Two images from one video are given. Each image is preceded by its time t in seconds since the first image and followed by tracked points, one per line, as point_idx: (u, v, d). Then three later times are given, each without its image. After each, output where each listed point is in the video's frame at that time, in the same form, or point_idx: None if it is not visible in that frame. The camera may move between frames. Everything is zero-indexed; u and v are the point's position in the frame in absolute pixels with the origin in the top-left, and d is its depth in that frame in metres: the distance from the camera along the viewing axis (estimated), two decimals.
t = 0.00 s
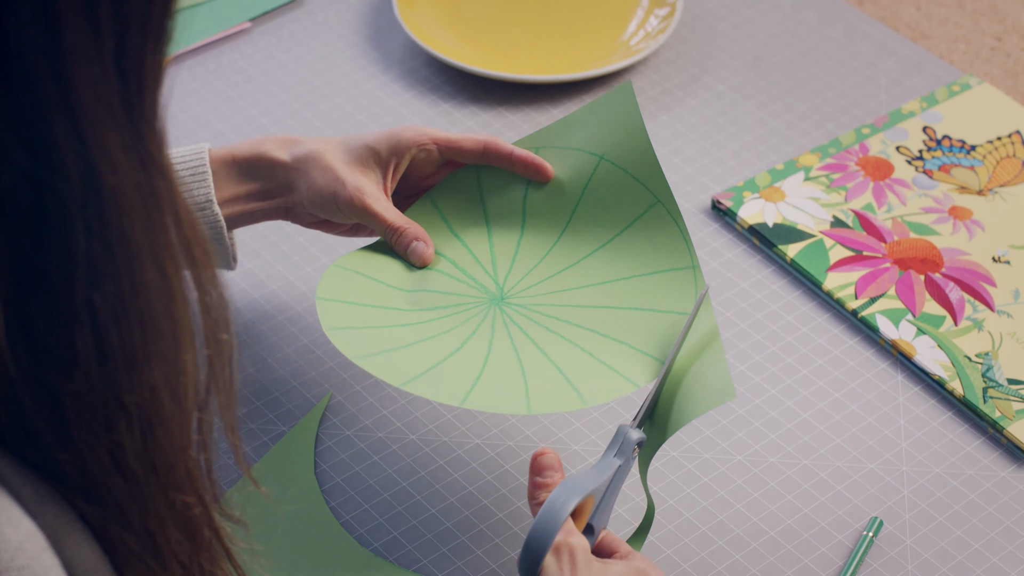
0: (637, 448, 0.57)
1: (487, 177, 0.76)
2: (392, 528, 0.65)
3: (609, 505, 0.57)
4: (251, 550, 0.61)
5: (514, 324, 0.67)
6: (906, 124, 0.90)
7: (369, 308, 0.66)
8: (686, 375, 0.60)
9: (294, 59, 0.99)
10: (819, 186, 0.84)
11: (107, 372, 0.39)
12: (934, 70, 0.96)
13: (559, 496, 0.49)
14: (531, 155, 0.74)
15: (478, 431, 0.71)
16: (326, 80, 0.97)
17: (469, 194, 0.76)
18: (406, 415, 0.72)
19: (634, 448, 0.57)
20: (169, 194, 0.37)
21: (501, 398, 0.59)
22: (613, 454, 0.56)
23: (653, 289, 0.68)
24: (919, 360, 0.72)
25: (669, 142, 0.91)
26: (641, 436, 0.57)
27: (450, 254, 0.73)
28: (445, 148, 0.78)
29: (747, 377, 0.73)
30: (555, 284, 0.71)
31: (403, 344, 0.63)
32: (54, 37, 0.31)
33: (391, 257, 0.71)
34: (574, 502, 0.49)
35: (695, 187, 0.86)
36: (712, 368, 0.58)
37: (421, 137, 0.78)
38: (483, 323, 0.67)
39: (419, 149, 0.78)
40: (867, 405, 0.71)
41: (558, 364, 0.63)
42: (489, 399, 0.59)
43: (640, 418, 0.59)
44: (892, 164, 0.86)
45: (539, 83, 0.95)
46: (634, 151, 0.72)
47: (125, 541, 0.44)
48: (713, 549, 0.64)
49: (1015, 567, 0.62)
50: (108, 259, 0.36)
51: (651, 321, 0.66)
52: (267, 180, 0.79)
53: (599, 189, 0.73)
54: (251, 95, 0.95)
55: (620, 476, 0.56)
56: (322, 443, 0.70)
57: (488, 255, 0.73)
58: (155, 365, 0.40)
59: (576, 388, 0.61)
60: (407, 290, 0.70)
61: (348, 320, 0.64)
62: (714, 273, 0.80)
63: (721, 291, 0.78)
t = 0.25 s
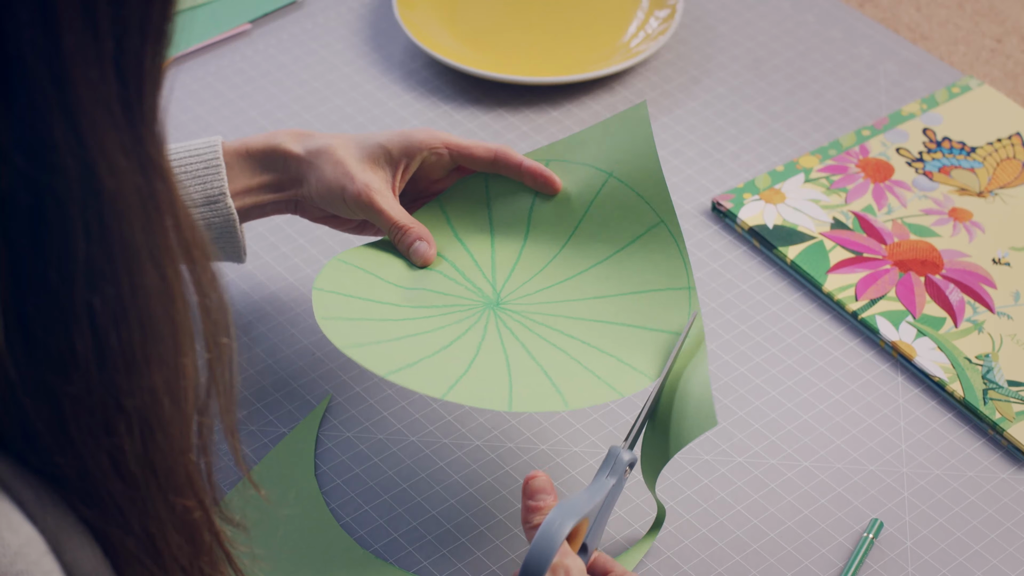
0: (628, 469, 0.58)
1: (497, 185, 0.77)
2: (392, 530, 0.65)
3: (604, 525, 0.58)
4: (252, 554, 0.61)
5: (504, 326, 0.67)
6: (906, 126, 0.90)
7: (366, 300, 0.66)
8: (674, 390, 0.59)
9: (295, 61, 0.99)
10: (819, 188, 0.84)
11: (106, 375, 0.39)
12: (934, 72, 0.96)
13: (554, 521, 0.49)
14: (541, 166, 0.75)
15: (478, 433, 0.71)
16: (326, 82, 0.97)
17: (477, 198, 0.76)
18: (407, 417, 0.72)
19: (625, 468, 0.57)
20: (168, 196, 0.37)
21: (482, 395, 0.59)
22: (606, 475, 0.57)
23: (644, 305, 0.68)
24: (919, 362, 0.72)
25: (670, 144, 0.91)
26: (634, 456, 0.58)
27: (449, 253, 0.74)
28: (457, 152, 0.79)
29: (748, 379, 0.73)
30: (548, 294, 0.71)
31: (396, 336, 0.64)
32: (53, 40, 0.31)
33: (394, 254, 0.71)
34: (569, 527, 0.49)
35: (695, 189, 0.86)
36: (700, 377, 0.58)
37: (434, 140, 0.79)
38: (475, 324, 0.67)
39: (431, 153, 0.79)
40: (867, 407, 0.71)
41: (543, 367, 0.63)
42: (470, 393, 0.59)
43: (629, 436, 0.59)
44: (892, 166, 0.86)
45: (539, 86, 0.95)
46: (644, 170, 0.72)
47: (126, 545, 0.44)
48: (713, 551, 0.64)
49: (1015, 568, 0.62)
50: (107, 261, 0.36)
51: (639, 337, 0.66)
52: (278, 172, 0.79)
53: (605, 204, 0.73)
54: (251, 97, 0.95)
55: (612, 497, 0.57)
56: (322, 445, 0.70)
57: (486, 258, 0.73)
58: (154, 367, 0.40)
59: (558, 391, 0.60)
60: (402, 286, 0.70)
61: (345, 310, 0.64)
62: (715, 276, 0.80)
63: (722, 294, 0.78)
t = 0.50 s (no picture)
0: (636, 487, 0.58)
1: (546, 213, 0.76)
2: (393, 532, 0.65)
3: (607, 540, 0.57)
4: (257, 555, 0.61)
5: (527, 338, 0.66)
6: (907, 127, 0.90)
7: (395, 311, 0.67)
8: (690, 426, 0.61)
9: (295, 62, 0.99)
10: (820, 189, 0.84)
11: (111, 377, 0.39)
12: (935, 73, 0.96)
13: (559, 533, 0.50)
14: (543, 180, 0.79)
15: (479, 434, 0.71)
16: (327, 83, 0.97)
17: (521, 219, 0.76)
18: (407, 418, 0.72)
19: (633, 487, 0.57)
20: (172, 199, 0.37)
21: (493, 419, 0.60)
22: (614, 490, 0.57)
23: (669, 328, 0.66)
24: (920, 363, 0.72)
25: (670, 145, 0.91)
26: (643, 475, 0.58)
27: (478, 257, 0.73)
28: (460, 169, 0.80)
29: (748, 381, 0.73)
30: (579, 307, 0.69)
31: (416, 348, 0.64)
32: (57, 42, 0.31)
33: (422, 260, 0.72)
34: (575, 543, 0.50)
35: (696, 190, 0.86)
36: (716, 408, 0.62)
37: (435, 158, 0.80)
38: (497, 333, 0.67)
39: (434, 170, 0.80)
40: (868, 408, 0.71)
41: (558, 384, 0.62)
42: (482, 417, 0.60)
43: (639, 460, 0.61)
44: (893, 167, 0.86)
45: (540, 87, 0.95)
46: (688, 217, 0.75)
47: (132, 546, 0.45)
48: (712, 552, 0.64)
49: (1015, 569, 0.62)
50: (112, 263, 0.36)
51: (663, 359, 0.64)
52: (278, 193, 0.79)
53: (642, 236, 0.74)
54: (252, 98, 0.95)
55: (617, 513, 0.57)
56: (323, 445, 0.70)
57: (514, 263, 0.73)
58: (159, 369, 0.40)
59: (570, 412, 0.60)
60: (429, 292, 0.70)
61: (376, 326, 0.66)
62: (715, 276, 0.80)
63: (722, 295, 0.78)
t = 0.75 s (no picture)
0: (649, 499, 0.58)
1: (557, 244, 0.76)
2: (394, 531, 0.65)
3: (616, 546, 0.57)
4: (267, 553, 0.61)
5: (538, 411, 0.67)
6: (908, 126, 0.90)
7: (409, 381, 0.69)
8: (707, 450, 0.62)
9: (296, 62, 0.99)
10: (820, 189, 0.84)
11: (129, 374, 0.38)
12: (935, 73, 0.97)
13: (567, 533, 0.50)
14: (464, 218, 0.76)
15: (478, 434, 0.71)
16: (327, 83, 0.97)
17: (533, 250, 0.76)
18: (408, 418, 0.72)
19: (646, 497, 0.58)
20: (189, 195, 0.36)
21: (506, 515, 0.62)
22: (627, 500, 0.57)
23: (682, 390, 0.67)
24: (921, 363, 0.72)
25: (671, 145, 0.91)
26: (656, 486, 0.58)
27: (488, 305, 0.73)
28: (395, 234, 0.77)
29: (749, 381, 0.73)
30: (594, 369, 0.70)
31: (429, 432, 0.66)
32: (72, 38, 0.30)
33: (426, 292, 0.73)
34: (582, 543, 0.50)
35: (696, 189, 0.86)
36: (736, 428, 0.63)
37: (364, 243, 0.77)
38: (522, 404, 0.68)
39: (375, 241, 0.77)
40: (868, 408, 0.71)
41: (570, 473, 0.64)
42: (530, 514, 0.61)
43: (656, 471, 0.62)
44: (894, 166, 0.86)
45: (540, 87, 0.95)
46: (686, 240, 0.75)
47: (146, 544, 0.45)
48: (712, 551, 0.64)
49: (1016, 569, 0.62)
50: (131, 260, 0.35)
51: (687, 412, 0.66)
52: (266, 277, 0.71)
53: (653, 277, 0.74)
54: (252, 98, 0.95)
55: (629, 522, 0.57)
56: (324, 445, 0.70)
57: (525, 311, 0.73)
58: (176, 367, 0.39)
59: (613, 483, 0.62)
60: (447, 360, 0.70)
61: (390, 403, 0.67)
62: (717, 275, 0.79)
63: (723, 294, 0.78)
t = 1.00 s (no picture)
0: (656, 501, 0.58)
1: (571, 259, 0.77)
2: (394, 531, 0.65)
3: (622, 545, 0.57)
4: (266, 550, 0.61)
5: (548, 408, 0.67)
6: (909, 126, 0.90)
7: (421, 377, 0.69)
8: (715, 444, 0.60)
9: (296, 62, 0.99)
10: (821, 189, 0.84)
11: (127, 370, 0.38)
12: (936, 74, 0.97)
13: (576, 538, 0.50)
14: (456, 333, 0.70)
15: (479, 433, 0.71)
16: (328, 83, 0.97)
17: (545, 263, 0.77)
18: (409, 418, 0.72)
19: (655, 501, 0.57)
20: (186, 192, 0.36)
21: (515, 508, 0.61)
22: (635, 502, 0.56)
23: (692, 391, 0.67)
24: (921, 363, 0.72)
25: (671, 145, 0.91)
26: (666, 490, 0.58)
27: (493, 319, 0.73)
28: (378, 330, 0.71)
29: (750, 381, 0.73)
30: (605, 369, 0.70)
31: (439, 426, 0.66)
32: (72, 34, 0.30)
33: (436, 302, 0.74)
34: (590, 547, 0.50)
35: (696, 189, 0.86)
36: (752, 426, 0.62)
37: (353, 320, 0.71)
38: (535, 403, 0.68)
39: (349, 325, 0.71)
40: (869, 408, 0.71)
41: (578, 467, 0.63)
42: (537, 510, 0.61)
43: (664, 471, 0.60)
44: (894, 166, 0.86)
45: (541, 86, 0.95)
46: (697, 267, 0.76)
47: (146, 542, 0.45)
48: (711, 551, 0.64)
49: (1016, 569, 0.62)
50: (130, 255, 0.35)
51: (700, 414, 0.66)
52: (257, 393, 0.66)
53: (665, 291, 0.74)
54: (252, 98, 0.95)
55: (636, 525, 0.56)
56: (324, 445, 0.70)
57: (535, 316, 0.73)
58: (173, 363, 0.39)
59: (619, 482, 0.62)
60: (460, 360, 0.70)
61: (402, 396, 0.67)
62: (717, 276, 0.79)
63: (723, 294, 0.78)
